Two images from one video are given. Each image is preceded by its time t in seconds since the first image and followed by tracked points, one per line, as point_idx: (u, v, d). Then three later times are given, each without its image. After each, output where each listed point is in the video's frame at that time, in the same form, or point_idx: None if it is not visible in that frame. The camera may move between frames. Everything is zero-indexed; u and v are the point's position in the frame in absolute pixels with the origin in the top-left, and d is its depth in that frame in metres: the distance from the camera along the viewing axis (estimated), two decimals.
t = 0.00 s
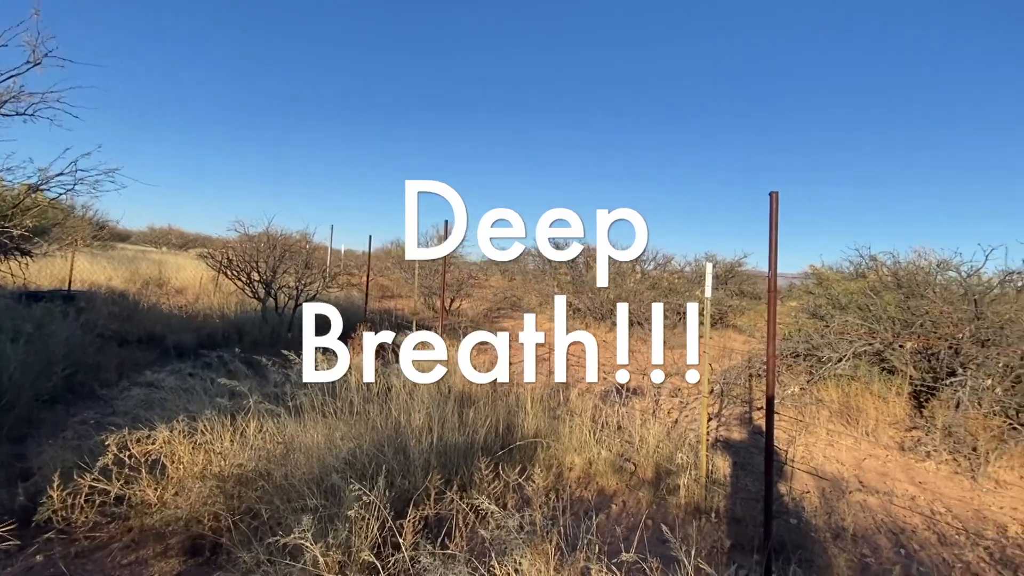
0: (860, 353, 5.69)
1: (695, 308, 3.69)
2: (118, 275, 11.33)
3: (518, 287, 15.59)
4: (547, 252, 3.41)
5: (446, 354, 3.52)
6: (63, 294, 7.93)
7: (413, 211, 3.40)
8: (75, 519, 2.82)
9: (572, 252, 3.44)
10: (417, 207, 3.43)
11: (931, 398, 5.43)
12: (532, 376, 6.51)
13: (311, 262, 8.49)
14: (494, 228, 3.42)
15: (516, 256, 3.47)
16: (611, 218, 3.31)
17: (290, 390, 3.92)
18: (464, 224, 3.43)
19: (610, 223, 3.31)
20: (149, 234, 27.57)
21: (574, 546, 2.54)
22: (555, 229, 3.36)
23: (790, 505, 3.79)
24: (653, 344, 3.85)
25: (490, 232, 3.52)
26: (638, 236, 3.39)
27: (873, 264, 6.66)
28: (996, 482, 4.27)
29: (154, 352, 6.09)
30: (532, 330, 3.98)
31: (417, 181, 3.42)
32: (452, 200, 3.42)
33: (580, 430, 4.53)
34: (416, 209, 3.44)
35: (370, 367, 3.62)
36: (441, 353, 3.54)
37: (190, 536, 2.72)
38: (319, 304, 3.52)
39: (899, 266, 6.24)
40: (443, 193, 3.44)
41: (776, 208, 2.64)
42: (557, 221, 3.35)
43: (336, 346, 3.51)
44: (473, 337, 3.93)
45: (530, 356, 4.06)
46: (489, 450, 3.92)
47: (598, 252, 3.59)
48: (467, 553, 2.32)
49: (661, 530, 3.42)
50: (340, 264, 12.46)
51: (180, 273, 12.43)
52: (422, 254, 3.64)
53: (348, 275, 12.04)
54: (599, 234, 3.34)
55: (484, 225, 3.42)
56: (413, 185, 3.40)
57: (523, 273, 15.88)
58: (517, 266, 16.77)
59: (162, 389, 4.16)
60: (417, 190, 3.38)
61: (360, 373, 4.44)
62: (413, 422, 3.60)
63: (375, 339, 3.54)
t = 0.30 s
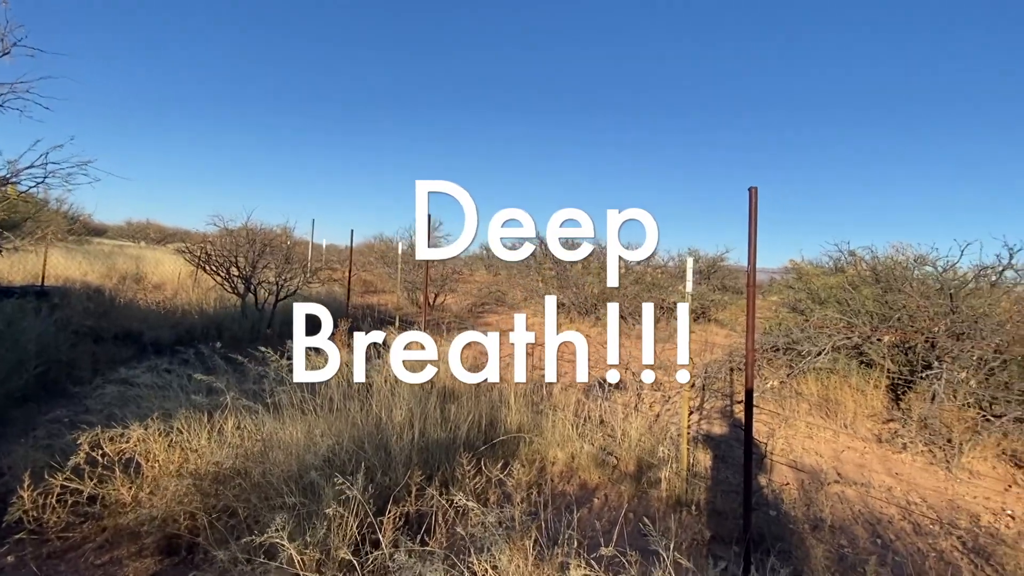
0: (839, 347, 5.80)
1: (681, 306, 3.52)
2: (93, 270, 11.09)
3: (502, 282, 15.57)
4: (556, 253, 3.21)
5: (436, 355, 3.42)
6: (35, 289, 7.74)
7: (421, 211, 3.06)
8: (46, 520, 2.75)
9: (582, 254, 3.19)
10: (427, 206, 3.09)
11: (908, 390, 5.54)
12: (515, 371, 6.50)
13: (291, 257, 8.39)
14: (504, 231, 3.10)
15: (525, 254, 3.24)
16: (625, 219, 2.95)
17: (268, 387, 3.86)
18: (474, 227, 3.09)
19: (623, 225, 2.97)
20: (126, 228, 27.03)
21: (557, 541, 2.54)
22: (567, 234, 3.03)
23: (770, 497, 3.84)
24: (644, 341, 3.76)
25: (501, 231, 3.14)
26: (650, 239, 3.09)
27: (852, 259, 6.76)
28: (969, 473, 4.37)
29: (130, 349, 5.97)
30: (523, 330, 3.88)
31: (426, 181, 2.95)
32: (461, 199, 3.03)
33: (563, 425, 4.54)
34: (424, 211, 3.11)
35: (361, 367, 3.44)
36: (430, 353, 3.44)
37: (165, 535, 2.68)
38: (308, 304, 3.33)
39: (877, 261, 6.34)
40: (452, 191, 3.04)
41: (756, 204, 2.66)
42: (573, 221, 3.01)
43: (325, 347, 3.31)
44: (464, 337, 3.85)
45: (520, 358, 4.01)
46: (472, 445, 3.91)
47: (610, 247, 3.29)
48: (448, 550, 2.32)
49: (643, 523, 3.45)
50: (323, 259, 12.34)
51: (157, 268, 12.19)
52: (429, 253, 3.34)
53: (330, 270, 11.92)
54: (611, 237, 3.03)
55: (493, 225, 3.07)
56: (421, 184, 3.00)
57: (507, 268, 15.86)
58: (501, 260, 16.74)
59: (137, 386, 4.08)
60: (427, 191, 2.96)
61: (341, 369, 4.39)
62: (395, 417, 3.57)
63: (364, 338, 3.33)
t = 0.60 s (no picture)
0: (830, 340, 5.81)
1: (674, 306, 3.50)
2: (82, 265, 10.99)
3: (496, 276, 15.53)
4: (568, 254, 3.23)
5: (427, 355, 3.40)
6: (23, 284, 7.65)
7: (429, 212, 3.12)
8: (34, 515, 2.73)
9: (591, 254, 3.20)
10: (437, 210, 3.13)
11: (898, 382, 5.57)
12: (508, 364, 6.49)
13: (283, 251, 8.33)
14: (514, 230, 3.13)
15: (537, 252, 3.28)
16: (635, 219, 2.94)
17: (258, 381, 3.84)
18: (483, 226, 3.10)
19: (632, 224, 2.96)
20: (116, 223, 26.79)
21: (549, 534, 2.54)
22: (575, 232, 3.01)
23: (761, 488, 3.86)
24: (636, 340, 3.74)
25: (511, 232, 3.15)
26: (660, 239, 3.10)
27: (843, 252, 6.78)
28: (959, 463, 4.40)
29: (119, 344, 5.92)
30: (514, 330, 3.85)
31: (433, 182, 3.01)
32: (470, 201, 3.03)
33: (556, 418, 4.54)
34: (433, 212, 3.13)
35: (352, 367, 3.40)
36: (421, 353, 3.42)
37: (154, 530, 2.65)
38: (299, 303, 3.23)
39: (868, 254, 6.37)
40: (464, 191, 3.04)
41: (747, 195, 2.66)
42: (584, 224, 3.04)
43: (315, 346, 3.22)
44: (454, 338, 3.81)
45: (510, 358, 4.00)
46: (464, 438, 3.90)
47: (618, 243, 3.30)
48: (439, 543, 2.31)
49: (635, 515, 3.45)
50: (315, 254, 12.27)
51: (147, 263, 12.09)
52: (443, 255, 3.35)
53: (322, 265, 11.85)
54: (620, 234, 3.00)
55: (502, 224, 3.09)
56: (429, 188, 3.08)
57: (501, 263, 15.82)
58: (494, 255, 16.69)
59: (126, 381, 4.05)
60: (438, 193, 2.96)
61: (333, 362, 4.37)
62: (387, 411, 3.56)
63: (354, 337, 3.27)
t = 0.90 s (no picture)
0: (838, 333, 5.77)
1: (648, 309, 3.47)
2: (90, 261, 11.05)
3: (501, 271, 15.49)
4: (574, 254, 3.24)
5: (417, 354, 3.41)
6: (31, 280, 7.69)
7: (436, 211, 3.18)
8: (43, 510, 2.74)
9: (597, 253, 3.23)
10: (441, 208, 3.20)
11: (906, 376, 5.54)
12: (514, 359, 6.47)
13: (288, 247, 8.34)
14: (521, 229, 3.20)
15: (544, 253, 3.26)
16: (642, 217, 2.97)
17: (264, 376, 3.85)
18: (489, 223, 3.15)
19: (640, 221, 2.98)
20: (122, 219, 26.91)
21: (555, 528, 2.53)
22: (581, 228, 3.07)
23: (768, 483, 3.84)
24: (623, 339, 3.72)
25: (516, 231, 3.19)
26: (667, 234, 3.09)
27: (851, 245, 6.73)
28: (967, 457, 4.37)
29: (126, 339, 5.94)
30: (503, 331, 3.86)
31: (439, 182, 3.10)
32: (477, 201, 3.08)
33: (561, 412, 4.53)
34: (441, 213, 3.21)
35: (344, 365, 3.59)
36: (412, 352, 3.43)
37: (163, 523, 2.66)
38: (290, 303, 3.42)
39: (876, 247, 6.32)
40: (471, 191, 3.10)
41: (755, 188, 2.63)
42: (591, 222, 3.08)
43: (308, 346, 3.40)
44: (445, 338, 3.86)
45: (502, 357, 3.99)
46: (470, 433, 3.90)
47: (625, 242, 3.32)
48: (445, 540, 2.30)
49: (642, 509, 3.44)
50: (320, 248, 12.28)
51: (154, 258, 12.13)
52: (449, 254, 3.38)
53: (328, 259, 11.86)
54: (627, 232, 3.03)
55: (508, 223, 3.15)
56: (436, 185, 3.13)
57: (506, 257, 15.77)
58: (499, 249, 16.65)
59: (134, 376, 4.07)
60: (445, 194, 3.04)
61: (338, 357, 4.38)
62: (393, 405, 3.56)
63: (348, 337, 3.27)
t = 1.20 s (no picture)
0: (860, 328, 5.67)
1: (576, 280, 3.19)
2: (112, 258, 11.24)
3: (516, 265, 15.47)
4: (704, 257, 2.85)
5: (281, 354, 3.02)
6: (58, 277, 7.85)
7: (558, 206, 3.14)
8: (71, 501, 2.80)
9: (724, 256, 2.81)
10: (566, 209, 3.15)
11: (930, 370, 5.43)
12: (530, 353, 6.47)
13: (306, 243, 8.41)
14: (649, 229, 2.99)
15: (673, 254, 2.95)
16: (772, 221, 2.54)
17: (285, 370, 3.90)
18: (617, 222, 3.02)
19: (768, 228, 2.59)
20: (144, 217, 27.35)
21: (573, 523, 2.53)
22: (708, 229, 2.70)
23: (788, 478, 3.80)
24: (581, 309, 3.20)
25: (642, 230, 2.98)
26: (799, 235, 2.57)
27: (874, 237, 6.60)
28: (994, 453, 4.28)
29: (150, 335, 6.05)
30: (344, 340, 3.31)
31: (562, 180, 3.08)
32: (604, 198, 2.94)
33: (578, 406, 4.52)
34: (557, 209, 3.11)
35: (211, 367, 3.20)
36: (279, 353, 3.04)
37: (187, 515, 2.71)
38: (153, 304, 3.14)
39: (900, 239, 6.20)
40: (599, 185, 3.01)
41: (776, 179, 2.58)
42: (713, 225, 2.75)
43: (172, 345, 3.05)
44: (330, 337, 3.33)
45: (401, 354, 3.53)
46: (487, 428, 3.91)
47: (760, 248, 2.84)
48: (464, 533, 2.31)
49: (661, 505, 3.42)
50: (338, 245, 12.37)
51: (175, 255, 12.32)
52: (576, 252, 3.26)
53: (345, 255, 11.94)
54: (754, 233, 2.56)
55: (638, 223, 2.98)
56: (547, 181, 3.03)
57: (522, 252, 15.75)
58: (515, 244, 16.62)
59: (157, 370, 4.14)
60: (570, 193, 2.97)
61: (356, 351, 4.41)
62: (410, 399, 3.58)
63: (261, 352, 3.01)
